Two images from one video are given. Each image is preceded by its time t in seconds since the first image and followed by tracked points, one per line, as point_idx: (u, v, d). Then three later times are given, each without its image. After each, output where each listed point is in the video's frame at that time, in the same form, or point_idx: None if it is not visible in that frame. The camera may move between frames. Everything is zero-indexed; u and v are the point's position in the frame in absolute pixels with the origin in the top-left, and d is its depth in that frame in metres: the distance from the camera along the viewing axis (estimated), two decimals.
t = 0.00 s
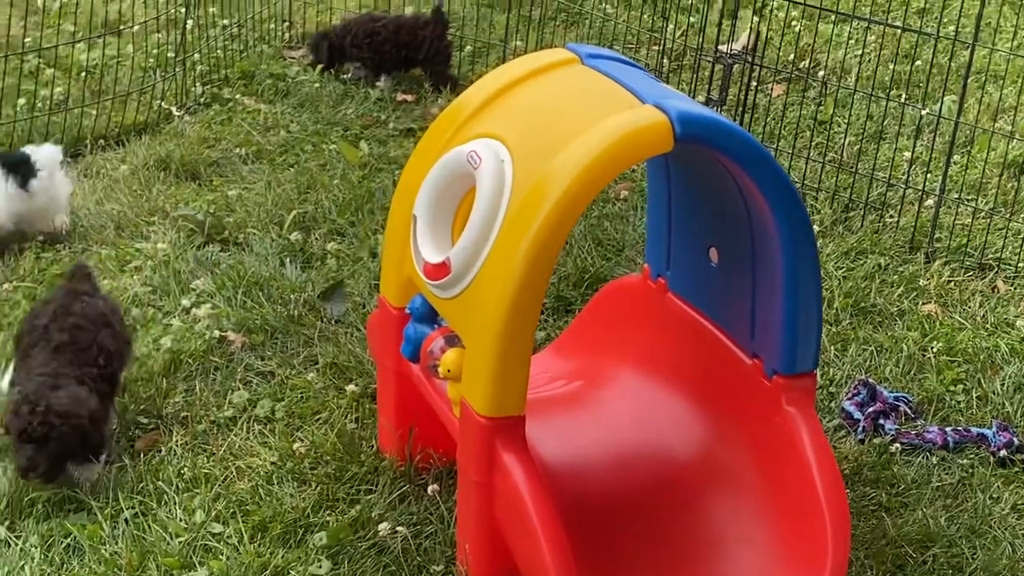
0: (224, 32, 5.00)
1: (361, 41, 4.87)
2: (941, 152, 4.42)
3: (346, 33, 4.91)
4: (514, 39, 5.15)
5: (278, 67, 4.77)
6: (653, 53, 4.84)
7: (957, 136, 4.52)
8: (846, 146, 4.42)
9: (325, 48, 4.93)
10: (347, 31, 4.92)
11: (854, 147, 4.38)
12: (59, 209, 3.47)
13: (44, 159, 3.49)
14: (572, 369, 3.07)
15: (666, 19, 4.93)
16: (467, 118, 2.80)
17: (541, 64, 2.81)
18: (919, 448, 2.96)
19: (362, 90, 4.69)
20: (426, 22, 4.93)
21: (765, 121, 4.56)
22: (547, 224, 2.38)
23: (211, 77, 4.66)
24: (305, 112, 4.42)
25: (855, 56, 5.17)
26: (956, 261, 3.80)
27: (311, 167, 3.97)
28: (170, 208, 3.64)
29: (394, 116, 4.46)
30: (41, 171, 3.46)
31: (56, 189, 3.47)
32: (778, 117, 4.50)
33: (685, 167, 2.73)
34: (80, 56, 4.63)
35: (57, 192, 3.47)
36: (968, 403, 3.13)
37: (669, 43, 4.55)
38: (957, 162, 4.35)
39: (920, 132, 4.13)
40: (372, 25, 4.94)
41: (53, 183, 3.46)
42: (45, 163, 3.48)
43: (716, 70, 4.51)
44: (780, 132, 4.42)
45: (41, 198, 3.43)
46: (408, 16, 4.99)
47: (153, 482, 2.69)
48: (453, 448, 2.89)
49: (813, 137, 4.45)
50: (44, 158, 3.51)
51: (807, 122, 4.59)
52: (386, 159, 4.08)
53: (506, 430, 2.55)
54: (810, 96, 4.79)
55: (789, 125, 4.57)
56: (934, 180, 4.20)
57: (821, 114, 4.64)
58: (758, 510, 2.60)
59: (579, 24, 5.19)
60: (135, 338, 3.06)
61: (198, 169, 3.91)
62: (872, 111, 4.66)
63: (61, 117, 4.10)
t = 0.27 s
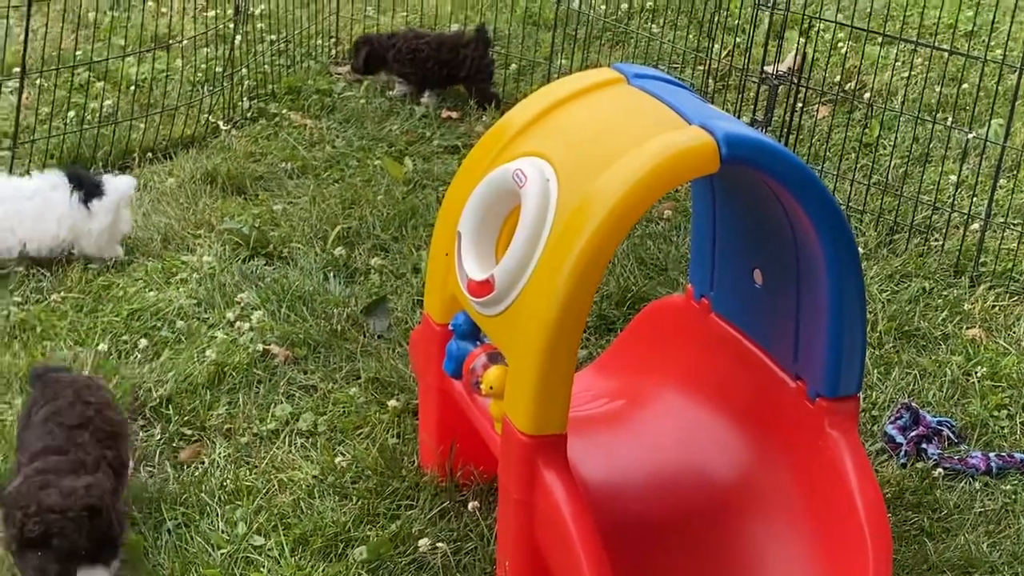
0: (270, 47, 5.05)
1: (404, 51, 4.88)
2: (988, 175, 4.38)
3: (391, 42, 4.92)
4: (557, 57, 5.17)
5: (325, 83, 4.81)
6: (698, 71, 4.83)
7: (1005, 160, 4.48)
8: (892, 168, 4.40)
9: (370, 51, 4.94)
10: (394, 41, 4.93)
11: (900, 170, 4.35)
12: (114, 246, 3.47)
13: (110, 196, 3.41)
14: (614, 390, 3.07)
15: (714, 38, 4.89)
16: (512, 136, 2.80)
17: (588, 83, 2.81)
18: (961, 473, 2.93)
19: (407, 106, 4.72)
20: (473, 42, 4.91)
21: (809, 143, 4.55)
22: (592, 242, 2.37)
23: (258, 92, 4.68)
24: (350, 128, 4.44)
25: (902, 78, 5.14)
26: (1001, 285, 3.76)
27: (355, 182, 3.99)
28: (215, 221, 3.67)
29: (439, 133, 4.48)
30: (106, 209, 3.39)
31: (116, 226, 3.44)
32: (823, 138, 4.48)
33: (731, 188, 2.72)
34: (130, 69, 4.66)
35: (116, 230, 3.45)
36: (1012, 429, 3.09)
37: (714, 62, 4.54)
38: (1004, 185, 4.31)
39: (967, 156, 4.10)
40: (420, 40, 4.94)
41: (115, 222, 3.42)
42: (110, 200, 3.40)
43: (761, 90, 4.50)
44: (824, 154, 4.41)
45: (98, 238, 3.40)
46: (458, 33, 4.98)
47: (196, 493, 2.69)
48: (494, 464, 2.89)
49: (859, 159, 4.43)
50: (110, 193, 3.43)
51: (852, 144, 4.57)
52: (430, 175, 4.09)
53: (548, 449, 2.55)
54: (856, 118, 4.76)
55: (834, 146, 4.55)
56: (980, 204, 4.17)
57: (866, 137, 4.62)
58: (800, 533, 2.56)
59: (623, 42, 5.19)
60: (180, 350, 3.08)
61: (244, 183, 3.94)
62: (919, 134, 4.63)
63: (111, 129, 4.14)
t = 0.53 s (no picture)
0: (310, 61, 5.02)
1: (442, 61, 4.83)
2: None
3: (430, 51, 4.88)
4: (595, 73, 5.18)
5: (365, 96, 4.81)
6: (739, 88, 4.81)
7: None
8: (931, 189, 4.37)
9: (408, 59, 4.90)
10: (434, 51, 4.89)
11: (940, 191, 4.33)
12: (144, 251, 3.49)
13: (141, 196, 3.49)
14: (651, 407, 3.05)
15: (754, 56, 4.88)
16: (551, 153, 2.79)
17: (629, 101, 2.80)
18: (1000, 496, 2.90)
19: (445, 121, 4.72)
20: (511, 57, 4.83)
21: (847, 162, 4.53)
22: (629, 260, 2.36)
23: (298, 105, 4.70)
24: (389, 142, 4.45)
25: (943, 98, 5.11)
26: None
27: (393, 197, 4.00)
28: (254, 234, 3.69)
29: (477, 148, 4.48)
30: (133, 210, 3.46)
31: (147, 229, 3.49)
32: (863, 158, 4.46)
33: (771, 208, 2.70)
34: (171, 80, 4.69)
35: (145, 233, 3.48)
36: None
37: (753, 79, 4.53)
38: None
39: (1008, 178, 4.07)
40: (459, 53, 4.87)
41: (143, 223, 3.46)
42: (139, 201, 3.48)
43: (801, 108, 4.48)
44: (863, 173, 4.39)
45: (127, 238, 3.44)
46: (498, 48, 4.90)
47: (231, 504, 2.68)
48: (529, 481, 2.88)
49: (898, 178, 4.40)
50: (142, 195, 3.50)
51: (892, 163, 4.54)
52: (468, 191, 4.10)
53: (583, 466, 2.54)
54: (896, 137, 4.74)
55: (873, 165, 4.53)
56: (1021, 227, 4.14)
57: (906, 156, 4.59)
58: (836, 554, 2.53)
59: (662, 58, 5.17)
60: (218, 361, 3.10)
61: (283, 196, 3.96)
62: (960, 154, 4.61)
63: (152, 141, 4.16)
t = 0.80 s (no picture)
0: (344, 72, 5.01)
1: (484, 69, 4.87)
2: None
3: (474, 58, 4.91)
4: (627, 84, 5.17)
5: (398, 106, 4.82)
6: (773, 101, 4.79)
7: None
8: (965, 205, 4.35)
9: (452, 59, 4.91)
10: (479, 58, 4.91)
11: (974, 207, 4.31)
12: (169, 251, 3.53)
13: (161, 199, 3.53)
14: (682, 421, 3.05)
15: (788, 70, 4.87)
16: (584, 165, 2.78)
17: (662, 113, 2.78)
18: None
19: (477, 132, 4.73)
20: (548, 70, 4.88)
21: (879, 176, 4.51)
22: (660, 274, 2.35)
23: (331, 115, 4.72)
24: (421, 152, 4.47)
25: (977, 113, 5.09)
26: None
27: (424, 207, 4.01)
28: (286, 243, 3.71)
29: (509, 159, 4.49)
30: (153, 210, 3.51)
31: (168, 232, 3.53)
32: (897, 173, 4.44)
33: (803, 223, 2.68)
34: (206, 90, 4.72)
35: (167, 234, 3.52)
36: None
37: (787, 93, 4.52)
38: None
39: None
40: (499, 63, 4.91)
41: (164, 224, 3.51)
42: (159, 201, 3.52)
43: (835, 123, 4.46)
44: (896, 188, 4.38)
45: (148, 238, 3.48)
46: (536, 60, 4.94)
47: (261, 513, 2.69)
48: (558, 493, 2.88)
49: (932, 194, 4.38)
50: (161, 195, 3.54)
51: (925, 178, 4.52)
52: (500, 203, 4.10)
53: (613, 478, 2.53)
54: (930, 152, 4.72)
55: (906, 180, 4.51)
56: None
57: (939, 172, 4.57)
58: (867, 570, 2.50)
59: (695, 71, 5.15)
60: (249, 370, 3.11)
61: (315, 206, 3.98)
62: (994, 170, 4.58)
63: (186, 149, 4.19)
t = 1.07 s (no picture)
0: (373, 79, 5.01)
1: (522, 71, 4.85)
2: None
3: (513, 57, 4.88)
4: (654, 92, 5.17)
5: (426, 114, 4.84)
6: (801, 112, 4.77)
7: None
8: (995, 217, 4.33)
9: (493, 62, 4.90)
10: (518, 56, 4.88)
11: (1004, 220, 4.29)
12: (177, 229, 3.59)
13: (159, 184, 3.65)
14: (710, 431, 3.04)
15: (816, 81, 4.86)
16: (614, 174, 2.78)
17: (692, 123, 2.78)
18: None
19: (505, 140, 4.74)
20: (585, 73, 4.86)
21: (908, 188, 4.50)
22: (689, 282, 2.35)
23: (360, 122, 4.73)
24: (449, 160, 4.48)
25: (1008, 125, 5.07)
26: None
27: (452, 215, 4.02)
28: (314, 250, 3.73)
29: (537, 168, 4.49)
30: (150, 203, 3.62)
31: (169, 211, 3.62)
32: (926, 185, 4.42)
33: (834, 234, 2.67)
34: (236, 96, 4.74)
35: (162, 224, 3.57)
36: None
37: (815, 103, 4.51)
38: None
39: None
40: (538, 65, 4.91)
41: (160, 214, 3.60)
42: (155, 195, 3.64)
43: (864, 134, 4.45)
44: (924, 199, 4.36)
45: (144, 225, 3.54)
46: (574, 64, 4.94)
47: (288, 518, 2.70)
48: (584, 501, 2.88)
49: (961, 206, 4.37)
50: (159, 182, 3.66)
51: (955, 190, 4.50)
52: (527, 211, 4.11)
53: (641, 487, 2.52)
54: (960, 163, 4.70)
55: (934, 192, 4.50)
56: None
57: (969, 184, 4.56)
58: None
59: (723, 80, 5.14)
60: (277, 375, 3.12)
61: (343, 213, 4.00)
62: None
63: (215, 155, 4.21)
